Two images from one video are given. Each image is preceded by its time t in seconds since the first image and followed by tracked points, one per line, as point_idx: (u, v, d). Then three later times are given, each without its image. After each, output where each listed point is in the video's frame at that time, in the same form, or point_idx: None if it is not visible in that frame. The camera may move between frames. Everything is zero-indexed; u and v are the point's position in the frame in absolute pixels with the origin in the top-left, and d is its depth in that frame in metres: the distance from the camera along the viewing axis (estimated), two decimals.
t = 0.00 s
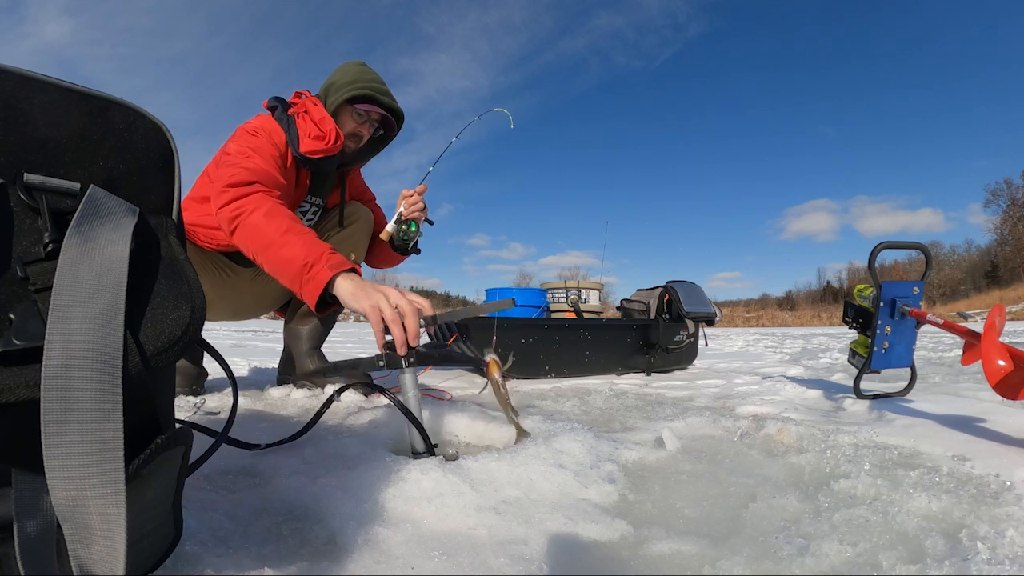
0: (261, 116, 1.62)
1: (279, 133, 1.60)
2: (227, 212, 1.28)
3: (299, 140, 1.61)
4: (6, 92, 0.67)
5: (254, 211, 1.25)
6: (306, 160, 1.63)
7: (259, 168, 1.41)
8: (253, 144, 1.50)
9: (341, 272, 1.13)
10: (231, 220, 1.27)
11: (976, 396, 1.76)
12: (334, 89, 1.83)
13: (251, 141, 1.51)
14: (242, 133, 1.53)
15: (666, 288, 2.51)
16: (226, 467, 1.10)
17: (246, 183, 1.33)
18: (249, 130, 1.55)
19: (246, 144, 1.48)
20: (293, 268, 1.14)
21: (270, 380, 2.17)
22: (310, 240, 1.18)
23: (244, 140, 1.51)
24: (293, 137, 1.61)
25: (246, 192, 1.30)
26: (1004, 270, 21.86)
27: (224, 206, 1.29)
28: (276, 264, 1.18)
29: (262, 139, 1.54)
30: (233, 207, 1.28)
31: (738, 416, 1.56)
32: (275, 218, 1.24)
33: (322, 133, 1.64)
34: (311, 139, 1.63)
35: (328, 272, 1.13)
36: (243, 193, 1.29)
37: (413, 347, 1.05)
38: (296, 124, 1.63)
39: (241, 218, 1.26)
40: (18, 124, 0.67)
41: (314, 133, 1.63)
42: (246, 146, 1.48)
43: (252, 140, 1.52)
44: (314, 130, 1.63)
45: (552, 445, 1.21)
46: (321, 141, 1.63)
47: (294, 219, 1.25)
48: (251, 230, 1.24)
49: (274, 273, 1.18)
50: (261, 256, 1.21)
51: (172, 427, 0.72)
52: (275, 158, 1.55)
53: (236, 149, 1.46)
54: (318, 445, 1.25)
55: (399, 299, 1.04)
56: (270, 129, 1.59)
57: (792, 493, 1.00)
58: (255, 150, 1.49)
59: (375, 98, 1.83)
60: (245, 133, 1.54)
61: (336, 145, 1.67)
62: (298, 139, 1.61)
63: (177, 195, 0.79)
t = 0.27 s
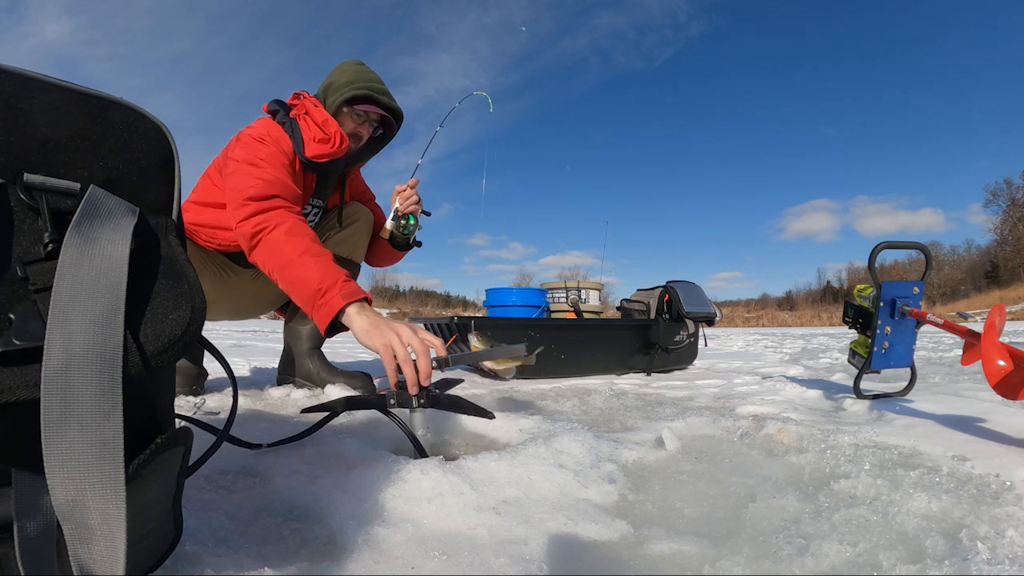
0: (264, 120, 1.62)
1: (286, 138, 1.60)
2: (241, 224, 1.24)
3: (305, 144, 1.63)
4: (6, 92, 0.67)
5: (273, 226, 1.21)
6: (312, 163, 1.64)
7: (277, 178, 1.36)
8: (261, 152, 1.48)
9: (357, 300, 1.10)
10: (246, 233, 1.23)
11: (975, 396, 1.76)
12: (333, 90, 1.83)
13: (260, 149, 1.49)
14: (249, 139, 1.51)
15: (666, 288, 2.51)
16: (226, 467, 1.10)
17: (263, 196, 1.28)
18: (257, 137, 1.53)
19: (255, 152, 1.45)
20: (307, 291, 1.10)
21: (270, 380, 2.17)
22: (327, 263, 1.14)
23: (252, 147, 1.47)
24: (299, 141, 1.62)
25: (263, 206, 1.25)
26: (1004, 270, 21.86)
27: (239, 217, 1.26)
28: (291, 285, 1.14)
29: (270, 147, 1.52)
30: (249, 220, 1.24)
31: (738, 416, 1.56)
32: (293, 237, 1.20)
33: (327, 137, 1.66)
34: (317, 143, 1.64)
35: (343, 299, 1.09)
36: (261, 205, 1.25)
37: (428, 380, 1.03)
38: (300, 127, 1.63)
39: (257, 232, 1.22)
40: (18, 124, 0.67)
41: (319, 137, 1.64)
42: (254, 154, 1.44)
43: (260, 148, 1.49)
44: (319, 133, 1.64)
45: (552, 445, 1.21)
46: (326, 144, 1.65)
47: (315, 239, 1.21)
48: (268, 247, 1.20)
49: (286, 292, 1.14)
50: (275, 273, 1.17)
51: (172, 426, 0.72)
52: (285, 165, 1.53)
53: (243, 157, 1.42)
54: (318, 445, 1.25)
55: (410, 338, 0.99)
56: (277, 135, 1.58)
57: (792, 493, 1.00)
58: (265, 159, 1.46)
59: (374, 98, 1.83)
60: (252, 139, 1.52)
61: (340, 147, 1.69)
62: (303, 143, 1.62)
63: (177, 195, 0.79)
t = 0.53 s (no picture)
0: (270, 128, 1.61)
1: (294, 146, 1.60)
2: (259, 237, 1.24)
3: (313, 150, 1.61)
4: (6, 92, 0.66)
5: (293, 241, 1.21)
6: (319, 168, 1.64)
7: (292, 187, 1.35)
8: (271, 160, 1.47)
9: (375, 319, 1.10)
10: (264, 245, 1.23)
11: (975, 396, 1.76)
12: (334, 91, 1.83)
13: (269, 156, 1.48)
14: (259, 146, 1.51)
15: (666, 288, 2.51)
16: (226, 467, 1.10)
17: (281, 209, 1.27)
18: (265, 145, 1.53)
19: (267, 161, 1.45)
20: (324, 308, 1.10)
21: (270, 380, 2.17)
22: (345, 280, 1.14)
23: (263, 155, 1.47)
24: (305, 146, 1.61)
25: (282, 218, 1.25)
26: (1004, 270, 21.86)
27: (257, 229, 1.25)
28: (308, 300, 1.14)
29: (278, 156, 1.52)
30: (268, 232, 1.24)
31: (738, 416, 1.56)
32: (313, 252, 1.20)
33: (333, 141, 1.64)
34: (325, 149, 1.62)
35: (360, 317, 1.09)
36: (280, 218, 1.24)
37: (441, 406, 1.05)
38: (305, 132, 1.63)
39: (276, 244, 1.22)
40: (18, 124, 0.67)
41: (326, 142, 1.62)
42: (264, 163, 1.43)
43: (269, 156, 1.49)
44: (325, 138, 1.63)
45: (552, 445, 1.21)
46: (333, 149, 1.64)
47: (333, 255, 1.21)
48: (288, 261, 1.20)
49: (304, 306, 1.14)
50: (293, 288, 1.17)
51: (172, 426, 0.72)
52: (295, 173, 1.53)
53: (253, 165, 1.42)
54: (318, 445, 1.25)
55: (425, 363, 1.01)
56: (286, 143, 1.59)
57: (792, 493, 1.00)
58: (277, 168, 1.45)
59: (377, 98, 1.84)
60: (261, 147, 1.51)
61: (347, 152, 1.67)
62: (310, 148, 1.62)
63: (177, 195, 0.79)
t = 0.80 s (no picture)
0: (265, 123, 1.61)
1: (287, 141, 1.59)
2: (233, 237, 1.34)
3: (307, 146, 1.61)
4: (6, 92, 0.67)
5: (261, 241, 1.33)
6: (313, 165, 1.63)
7: (269, 186, 1.43)
8: (259, 159, 1.48)
9: (370, 285, 1.28)
10: (239, 246, 1.34)
11: (975, 395, 1.76)
12: (338, 92, 1.82)
13: (258, 155, 1.48)
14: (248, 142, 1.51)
15: (666, 288, 2.51)
16: (226, 467, 1.10)
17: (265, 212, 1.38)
18: (256, 140, 1.52)
19: (251, 159, 1.46)
20: (323, 295, 1.27)
21: (270, 380, 2.17)
22: (330, 268, 1.29)
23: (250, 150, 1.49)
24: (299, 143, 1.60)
25: (262, 220, 1.35)
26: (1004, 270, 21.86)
27: (227, 231, 1.36)
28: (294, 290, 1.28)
29: (270, 152, 1.52)
30: (238, 233, 1.35)
31: (738, 416, 1.56)
32: (286, 249, 1.32)
33: (328, 138, 1.63)
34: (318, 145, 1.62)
35: (360, 297, 1.28)
36: (251, 223, 1.35)
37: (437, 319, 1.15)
38: (301, 128, 1.63)
39: (245, 246, 1.33)
40: (18, 124, 0.67)
41: (320, 138, 1.62)
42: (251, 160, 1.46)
43: (260, 154, 1.48)
44: (320, 135, 1.62)
45: (552, 445, 1.21)
46: (326, 146, 1.63)
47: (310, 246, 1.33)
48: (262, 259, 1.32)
49: (296, 298, 1.28)
50: (277, 283, 1.30)
51: (172, 426, 0.72)
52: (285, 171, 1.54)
53: (240, 163, 1.45)
54: (318, 445, 1.25)
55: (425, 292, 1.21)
56: (277, 138, 1.57)
57: (792, 493, 1.00)
58: (264, 168, 1.47)
59: (382, 98, 1.84)
60: (252, 144, 1.50)
61: (341, 149, 1.67)
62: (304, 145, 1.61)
63: (177, 196, 0.79)
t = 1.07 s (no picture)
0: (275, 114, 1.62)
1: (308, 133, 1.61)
2: (323, 206, 1.50)
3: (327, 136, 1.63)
4: (6, 92, 0.66)
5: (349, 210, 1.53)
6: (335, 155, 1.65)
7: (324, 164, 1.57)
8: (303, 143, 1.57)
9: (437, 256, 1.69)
10: (330, 214, 1.51)
11: (975, 395, 1.76)
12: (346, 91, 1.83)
13: (301, 140, 1.57)
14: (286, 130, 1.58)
15: (666, 288, 2.51)
16: (226, 467, 1.10)
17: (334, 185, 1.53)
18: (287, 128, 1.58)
19: (296, 142, 1.55)
20: (409, 259, 1.60)
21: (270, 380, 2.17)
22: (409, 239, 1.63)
23: (293, 138, 1.57)
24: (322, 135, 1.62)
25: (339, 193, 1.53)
26: (1004, 270, 21.86)
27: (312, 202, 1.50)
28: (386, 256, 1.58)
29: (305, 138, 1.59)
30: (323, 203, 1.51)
31: (738, 416, 1.56)
32: (373, 219, 1.58)
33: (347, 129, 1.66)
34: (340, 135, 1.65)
35: (434, 262, 1.66)
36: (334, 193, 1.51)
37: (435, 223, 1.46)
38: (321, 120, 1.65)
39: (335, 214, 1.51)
40: (18, 124, 0.67)
41: (342, 129, 1.64)
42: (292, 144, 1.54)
43: (300, 138, 1.58)
44: (340, 126, 1.65)
45: (552, 445, 1.21)
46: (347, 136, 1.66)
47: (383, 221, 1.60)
48: (356, 226, 1.54)
49: (398, 262, 1.58)
50: (368, 250, 1.57)
51: (171, 426, 0.72)
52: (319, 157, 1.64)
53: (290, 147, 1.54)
54: (318, 445, 1.25)
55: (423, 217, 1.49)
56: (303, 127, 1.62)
57: (792, 493, 1.00)
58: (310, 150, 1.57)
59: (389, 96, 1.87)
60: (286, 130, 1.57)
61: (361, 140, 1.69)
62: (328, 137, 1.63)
63: (177, 196, 0.79)
